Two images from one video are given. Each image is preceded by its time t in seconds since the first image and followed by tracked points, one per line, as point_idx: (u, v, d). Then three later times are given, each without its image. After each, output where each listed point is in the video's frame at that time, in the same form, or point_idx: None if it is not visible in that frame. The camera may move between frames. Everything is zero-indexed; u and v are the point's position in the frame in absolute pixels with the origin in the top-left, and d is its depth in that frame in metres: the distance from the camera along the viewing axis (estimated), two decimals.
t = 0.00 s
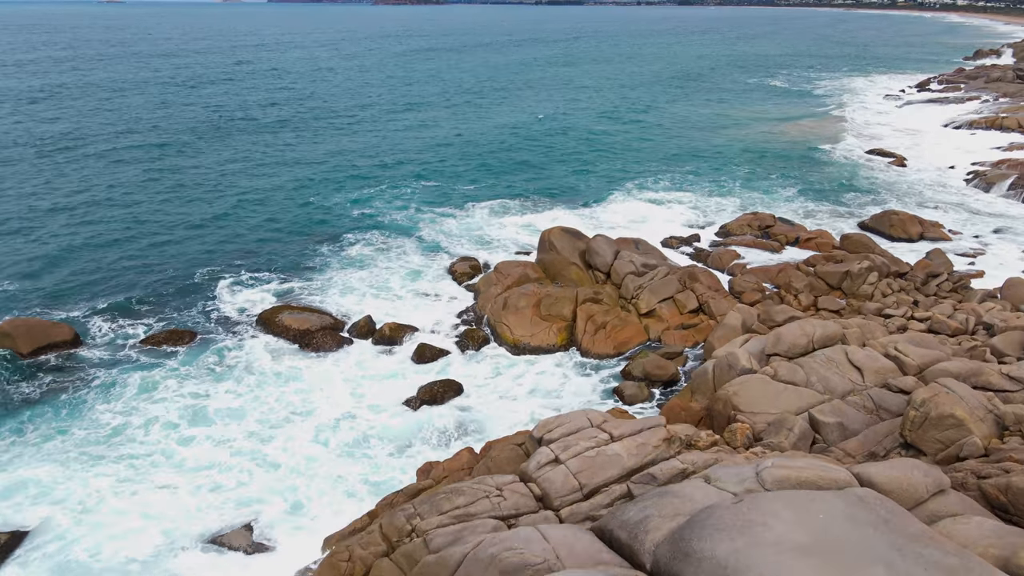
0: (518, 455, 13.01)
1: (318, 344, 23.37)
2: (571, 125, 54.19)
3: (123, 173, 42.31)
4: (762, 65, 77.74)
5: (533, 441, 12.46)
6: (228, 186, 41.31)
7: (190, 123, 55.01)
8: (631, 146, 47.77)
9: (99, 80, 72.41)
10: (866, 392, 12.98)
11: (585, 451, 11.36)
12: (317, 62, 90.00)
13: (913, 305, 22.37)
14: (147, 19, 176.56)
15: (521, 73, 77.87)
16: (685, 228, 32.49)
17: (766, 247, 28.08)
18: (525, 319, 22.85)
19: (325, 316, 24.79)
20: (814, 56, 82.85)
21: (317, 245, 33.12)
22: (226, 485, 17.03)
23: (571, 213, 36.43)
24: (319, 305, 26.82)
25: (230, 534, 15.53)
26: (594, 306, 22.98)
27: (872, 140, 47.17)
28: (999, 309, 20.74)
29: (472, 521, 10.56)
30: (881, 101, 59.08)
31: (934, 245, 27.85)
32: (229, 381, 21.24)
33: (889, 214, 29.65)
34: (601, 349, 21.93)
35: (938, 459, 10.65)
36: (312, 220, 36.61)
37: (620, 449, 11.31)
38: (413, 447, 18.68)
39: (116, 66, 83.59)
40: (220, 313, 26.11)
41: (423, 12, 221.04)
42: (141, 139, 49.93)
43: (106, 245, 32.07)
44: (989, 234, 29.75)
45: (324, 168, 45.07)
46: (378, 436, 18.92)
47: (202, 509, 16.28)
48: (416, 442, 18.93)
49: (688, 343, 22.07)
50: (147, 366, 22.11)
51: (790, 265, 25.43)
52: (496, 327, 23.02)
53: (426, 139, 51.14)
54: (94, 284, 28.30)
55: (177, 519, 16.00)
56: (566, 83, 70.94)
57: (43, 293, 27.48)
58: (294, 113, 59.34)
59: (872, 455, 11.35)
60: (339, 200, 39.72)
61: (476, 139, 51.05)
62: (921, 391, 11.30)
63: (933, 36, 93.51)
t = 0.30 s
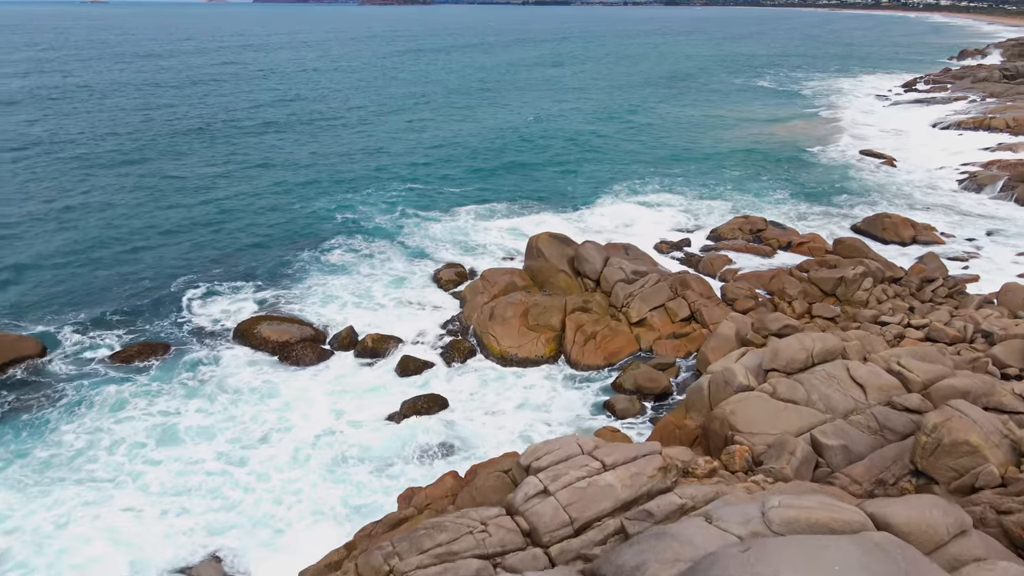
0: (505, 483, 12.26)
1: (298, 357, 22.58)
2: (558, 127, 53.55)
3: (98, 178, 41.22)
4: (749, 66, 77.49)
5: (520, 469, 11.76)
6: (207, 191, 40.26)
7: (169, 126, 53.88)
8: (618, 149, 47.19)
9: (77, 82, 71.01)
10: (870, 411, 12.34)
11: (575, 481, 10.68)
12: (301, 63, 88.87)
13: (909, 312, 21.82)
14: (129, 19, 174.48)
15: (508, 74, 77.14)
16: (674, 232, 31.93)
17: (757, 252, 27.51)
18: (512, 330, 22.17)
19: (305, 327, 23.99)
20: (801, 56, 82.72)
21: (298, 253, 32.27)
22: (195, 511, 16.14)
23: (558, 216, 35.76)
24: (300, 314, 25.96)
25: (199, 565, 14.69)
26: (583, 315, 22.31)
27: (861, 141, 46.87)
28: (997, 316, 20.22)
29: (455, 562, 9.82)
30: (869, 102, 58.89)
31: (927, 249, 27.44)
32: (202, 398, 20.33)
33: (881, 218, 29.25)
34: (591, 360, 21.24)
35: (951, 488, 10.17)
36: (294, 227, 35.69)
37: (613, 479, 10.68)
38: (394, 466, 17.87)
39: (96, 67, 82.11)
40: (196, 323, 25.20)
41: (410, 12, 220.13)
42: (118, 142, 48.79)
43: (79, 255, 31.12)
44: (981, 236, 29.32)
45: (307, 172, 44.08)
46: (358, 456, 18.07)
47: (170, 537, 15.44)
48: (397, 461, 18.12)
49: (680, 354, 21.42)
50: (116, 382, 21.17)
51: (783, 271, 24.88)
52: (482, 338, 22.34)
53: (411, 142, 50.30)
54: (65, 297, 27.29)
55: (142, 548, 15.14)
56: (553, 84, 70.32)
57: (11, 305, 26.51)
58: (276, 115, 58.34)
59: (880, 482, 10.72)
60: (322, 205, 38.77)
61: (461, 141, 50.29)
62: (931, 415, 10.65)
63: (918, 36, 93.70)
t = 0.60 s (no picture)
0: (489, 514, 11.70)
1: (276, 371, 21.76)
2: (544, 128, 52.89)
3: (72, 182, 40.10)
4: (736, 66, 77.25)
5: (506, 501, 11.12)
6: (185, 196, 39.24)
7: (146, 128, 52.69)
8: (606, 150, 46.61)
9: (54, 83, 69.60)
10: (873, 431, 11.76)
11: (565, 516, 10.12)
12: (285, 65, 87.70)
13: (904, 318, 21.31)
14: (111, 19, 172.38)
15: (494, 76, 76.43)
16: (663, 236, 31.36)
17: (748, 256, 26.97)
18: (498, 341, 21.48)
19: (283, 339, 23.16)
20: (787, 56, 82.60)
21: (278, 260, 31.41)
22: (160, 540, 15.26)
23: (545, 220, 35.08)
24: (277, 325, 25.11)
25: None
26: (571, 325, 21.64)
27: (849, 141, 46.57)
28: (994, 323, 19.79)
29: None
30: (855, 102, 58.71)
31: (919, 253, 27.02)
32: (173, 416, 19.45)
33: (872, 221, 28.83)
34: (580, 371, 20.61)
35: (966, 521, 9.60)
36: (274, 233, 34.73)
37: (605, 513, 10.14)
38: (374, 486, 17.11)
39: (74, 68, 80.62)
40: (170, 336, 24.28)
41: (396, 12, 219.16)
42: (94, 145, 47.62)
43: (49, 264, 30.10)
44: (973, 239, 28.94)
45: (288, 175, 43.12)
46: (336, 477, 17.27)
47: (132, 568, 14.56)
48: (380, 481, 17.34)
49: (672, 364, 20.82)
50: (81, 399, 20.23)
51: (775, 276, 24.34)
52: (467, 350, 21.65)
53: (395, 144, 49.40)
54: (34, 308, 26.30)
55: None
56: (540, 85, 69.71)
57: None
58: (257, 117, 57.22)
59: (888, 513, 10.22)
60: (303, 210, 37.81)
61: (446, 143, 49.46)
62: (943, 441, 10.06)
63: (903, 36, 93.94)
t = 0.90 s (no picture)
0: (473, 550, 11.28)
1: (251, 386, 20.91)
2: (529, 130, 52.17)
3: (42, 187, 38.84)
4: (721, 66, 77.06)
5: (490, 538, 10.50)
6: (160, 200, 38.11)
7: (121, 131, 51.33)
8: (591, 152, 46.01)
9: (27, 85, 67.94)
10: (877, 454, 11.21)
11: (553, 557, 9.51)
12: (266, 66, 86.35)
13: (898, 325, 20.83)
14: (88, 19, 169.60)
15: (479, 76, 75.68)
16: (651, 239, 30.80)
17: (738, 261, 26.42)
18: (482, 353, 20.78)
19: (259, 352, 22.28)
20: (771, 57, 82.54)
21: (256, 268, 30.46)
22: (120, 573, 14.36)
23: (531, 224, 34.37)
24: (254, 337, 24.22)
25: None
26: (558, 336, 20.97)
27: (835, 141, 46.30)
28: (990, 330, 19.36)
29: None
30: (841, 102, 58.57)
31: (909, 257, 26.63)
32: (139, 437, 18.53)
33: (862, 224, 28.45)
34: (568, 384, 19.93)
35: (982, 558, 9.06)
36: (252, 240, 33.73)
37: (596, 554, 9.55)
38: (353, 507, 16.38)
39: (48, 69, 78.82)
40: (141, 350, 23.30)
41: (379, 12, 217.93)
42: (66, 148, 46.28)
43: (16, 273, 28.98)
44: (963, 241, 28.60)
45: (267, 179, 42.11)
46: (313, 498, 16.52)
47: None
48: (358, 504, 16.53)
49: (662, 375, 20.18)
50: (44, 419, 19.27)
51: (766, 281, 23.79)
52: (451, 363, 20.96)
53: (378, 147, 48.49)
54: None
55: None
56: (525, 86, 69.05)
57: None
58: (236, 120, 56.01)
59: (898, 547, 9.68)
60: (283, 215, 36.83)
61: (429, 146, 48.60)
62: (958, 471, 9.54)
63: (885, 36, 94.32)
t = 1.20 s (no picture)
0: None
1: (224, 403, 19.98)
2: (514, 131, 51.50)
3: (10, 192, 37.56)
4: (706, 67, 76.84)
5: None
6: (134, 205, 36.99)
7: (95, 134, 49.99)
8: (577, 154, 45.39)
9: None
10: (882, 480, 10.60)
11: None
12: (246, 67, 84.99)
13: (892, 332, 20.36)
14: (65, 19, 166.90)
15: (464, 77, 74.87)
16: (638, 244, 30.19)
17: (727, 266, 25.87)
18: (465, 366, 20.03)
19: (233, 366, 21.32)
20: (756, 57, 82.49)
21: (232, 277, 29.48)
22: None
23: (516, 228, 33.65)
24: (229, 350, 23.27)
25: None
26: (545, 347, 20.25)
27: (821, 142, 46.04)
28: (985, 337, 18.91)
29: None
30: (826, 103, 58.45)
31: (900, 261, 26.23)
32: (102, 460, 17.57)
33: (852, 227, 28.03)
34: (555, 398, 19.23)
35: None
36: (229, 246, 32.70)
37: None
38: (331, 532, 15.60)
39: (21, 70, 76.98)
40: (109, 365, 22.27)
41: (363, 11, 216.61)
42: (37, 152, 44.91)
43: None
44: (953, 244, 28.26)
45: (245, 183, 41.06)
46: (288, 524, 15.70)
47: None
48: (337, 528, 15.75)
49: (652, 388, 19.51)
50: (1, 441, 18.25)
51: (757, 287, 23.23)
52: (434, 376, 20.20)
53: (359, 150, 47.55)
54: None
55: None
56: (509, 87, 68.36)
57: None
58: (215, 122, 54.76)
59: None
60: (261, 220, 35.79)
61: (412, 149, 47.75)
62: (975, 505, 8.89)
63: (868, 36, 94.69)
